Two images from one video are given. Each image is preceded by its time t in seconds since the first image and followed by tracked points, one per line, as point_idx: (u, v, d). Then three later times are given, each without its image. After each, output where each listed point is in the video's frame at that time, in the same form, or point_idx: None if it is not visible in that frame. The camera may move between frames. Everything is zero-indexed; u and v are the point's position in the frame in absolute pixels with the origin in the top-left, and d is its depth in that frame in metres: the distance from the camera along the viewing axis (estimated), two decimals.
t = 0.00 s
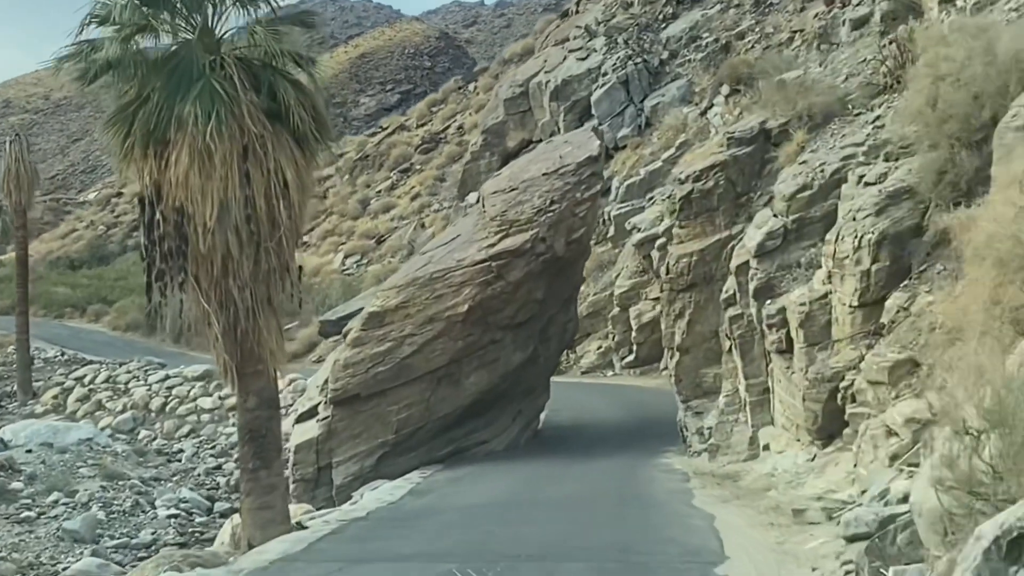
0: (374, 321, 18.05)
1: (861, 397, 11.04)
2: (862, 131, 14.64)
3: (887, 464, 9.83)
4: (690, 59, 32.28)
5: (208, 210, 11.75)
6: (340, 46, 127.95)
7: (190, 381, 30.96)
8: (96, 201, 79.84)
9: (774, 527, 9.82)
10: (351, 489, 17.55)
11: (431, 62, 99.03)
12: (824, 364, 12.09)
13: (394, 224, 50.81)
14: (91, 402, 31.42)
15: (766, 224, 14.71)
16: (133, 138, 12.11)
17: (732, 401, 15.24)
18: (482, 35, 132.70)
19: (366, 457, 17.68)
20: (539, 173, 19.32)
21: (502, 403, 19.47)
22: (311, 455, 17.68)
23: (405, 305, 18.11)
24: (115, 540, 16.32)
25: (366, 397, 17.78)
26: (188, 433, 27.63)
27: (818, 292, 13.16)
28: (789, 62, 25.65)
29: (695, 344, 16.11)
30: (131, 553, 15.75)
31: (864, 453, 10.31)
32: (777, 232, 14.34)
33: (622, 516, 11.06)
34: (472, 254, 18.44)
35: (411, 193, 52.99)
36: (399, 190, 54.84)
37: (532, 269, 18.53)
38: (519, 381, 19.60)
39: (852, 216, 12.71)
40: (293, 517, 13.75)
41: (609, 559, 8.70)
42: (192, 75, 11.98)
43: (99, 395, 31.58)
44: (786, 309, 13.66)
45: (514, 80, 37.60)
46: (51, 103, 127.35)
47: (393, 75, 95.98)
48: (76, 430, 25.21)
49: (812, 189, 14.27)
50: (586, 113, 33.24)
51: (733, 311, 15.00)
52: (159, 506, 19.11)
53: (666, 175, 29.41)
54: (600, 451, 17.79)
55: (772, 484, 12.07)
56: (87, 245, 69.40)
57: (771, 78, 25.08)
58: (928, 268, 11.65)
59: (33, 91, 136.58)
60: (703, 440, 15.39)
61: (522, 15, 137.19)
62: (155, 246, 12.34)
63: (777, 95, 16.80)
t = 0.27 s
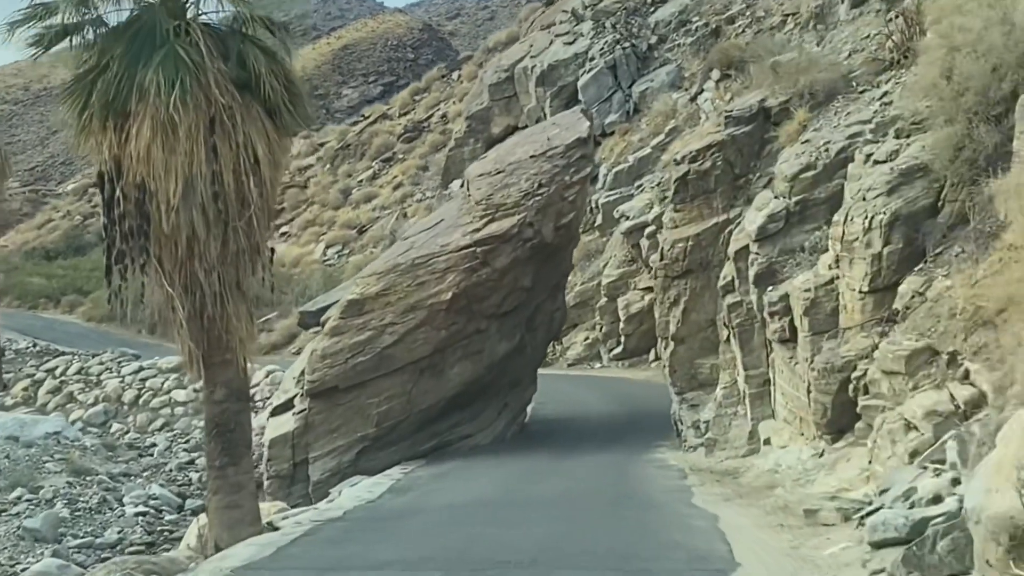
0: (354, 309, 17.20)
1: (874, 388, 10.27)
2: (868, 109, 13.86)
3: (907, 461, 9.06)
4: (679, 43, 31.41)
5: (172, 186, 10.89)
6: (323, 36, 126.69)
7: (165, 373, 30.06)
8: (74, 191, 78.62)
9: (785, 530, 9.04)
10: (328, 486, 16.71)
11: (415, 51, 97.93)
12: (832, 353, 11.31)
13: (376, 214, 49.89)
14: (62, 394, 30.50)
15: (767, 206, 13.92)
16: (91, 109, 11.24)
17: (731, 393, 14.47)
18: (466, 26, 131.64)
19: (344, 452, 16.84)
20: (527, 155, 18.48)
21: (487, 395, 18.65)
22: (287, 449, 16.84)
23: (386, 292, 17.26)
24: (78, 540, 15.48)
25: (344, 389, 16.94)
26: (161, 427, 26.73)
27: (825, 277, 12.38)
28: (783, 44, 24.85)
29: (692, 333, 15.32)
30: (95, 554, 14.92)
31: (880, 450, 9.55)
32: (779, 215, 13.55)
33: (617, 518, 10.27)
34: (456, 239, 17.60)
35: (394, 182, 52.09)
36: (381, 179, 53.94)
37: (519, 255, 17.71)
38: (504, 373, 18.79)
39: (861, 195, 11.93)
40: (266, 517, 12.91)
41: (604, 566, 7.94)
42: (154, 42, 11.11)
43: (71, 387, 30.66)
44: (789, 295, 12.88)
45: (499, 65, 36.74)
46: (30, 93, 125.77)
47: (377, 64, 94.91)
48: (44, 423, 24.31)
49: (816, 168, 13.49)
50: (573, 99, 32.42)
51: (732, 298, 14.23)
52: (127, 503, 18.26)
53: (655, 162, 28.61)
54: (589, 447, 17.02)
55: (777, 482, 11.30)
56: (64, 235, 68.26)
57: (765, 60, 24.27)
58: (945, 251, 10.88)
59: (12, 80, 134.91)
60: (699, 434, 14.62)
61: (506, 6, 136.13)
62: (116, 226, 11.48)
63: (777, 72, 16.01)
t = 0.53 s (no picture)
0: (328, 297, 16.36)
1: (889, 380, 9.50)
2: (872, 84, 13.08)
3: (930, 460, 8.28)
4: (665, 28, 30.66)
5: (129, 161, 10.02)
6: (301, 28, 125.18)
7: (136, 366, 29.09)
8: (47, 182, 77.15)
9: (796, 535, 8.26)
10: (301, 484, 15.86)
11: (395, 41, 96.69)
12: (840, 343, 10.53)
13: (355, 205, 48.94)
14: (29, 388, 29.49)
15: (765, 188, 13.14)
16: (41, 77, 10.32)
17: (728, 386, 13.70)
18: (446, 19, 130.41)
19: (318, 448, 15.99)
20: (511, 137, 17.64)
21: (468, 389, 17.83)
22: (257, 445, 15.98)
23: (362, 280, 16.41)
24: (36, 544, 14.60)
25: (319, 381, 16.09)
26: (131, 422, 25.82)
27: (830, 262, 11.61)
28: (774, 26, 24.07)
29: (685, 322, 14.59)
30: (52, 558, 14.04)
31: (898, 447, 8.78)
32: (779, 196, 12.75)
33: (611, 522, 9.49)
34: (437, 224, 16.76)
35: (373, 172, 51.16)
36: (360, 169, 52.97)
37: (502, 242, 16.88)
38: (487, 365, 17.97)
39: (869, 174, 11.15)
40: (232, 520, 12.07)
41: None
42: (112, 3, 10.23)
43: (38, 381, 29.66)
44: (791, 282, 12.10)
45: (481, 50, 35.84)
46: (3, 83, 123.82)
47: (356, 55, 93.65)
48: (7, 418, 23.34)
49: (818, 147, 12.71)
50: (556, 85, 31.59)
51: (728, 285, 13.45)
52: (91, 501, 17.37)
53: (641, 149, 27.84)
54: (576, 442, 16.23)
55: (781, 481, 10.53)
56: (36, 227, 66.92)
57: (756, 42, 23.49)
58: (962, 234, 10.12)
59: None
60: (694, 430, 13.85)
61: None
62: (68, 204, 10.58)
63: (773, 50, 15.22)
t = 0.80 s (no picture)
0: (301, 289, 15.49)
1: (907, 374, 8.71)
2: (878, 61, 12.30)
3: (959, 461, 7.47)
4: (650, 15, 29.95)
5: (77, 134, 8.86)
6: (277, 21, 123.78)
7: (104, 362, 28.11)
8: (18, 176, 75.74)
9: (813, 545, 7.49)
10: (272, 485, 15.01)
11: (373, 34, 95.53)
12: (851, 334, 9.75)
13: (332, 199, 47.98)
14: None
15: (765, 171, 12.35)
16: None
17: (724, 382, 12.93)
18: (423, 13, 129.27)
19: (289, 448, 15.13)
20: (493, 120, 16.82)
21: (448, 385, 16.99)
22: (225, 445, 15.13)
23: (337, 270, 15.55)
24: None
25: (290, 377, 15.23)
26: (98, 420, 24.86)
27: (836, 249, 10.84)
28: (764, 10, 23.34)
29: (678, 314, 13.89)
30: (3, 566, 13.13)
31: (920, 447, 8.01)
32: (779, 179, 11.96)
33: (604, 531, 8.76)
34: (416, 211, 15.92)
35: (352, 165, 50.22)
36: (338, 162, 52.01)
37: (484, 230, 16.06)
38: (468, 360, 17.16)
39: (879, 153, 10.37)
40: (194, 527, 11.21)
41: None
42: None
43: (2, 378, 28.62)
44: (794, 270, 11.31)
45: (461, 38, 34.98)
46: None
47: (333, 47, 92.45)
48: None
49: (822, 127, 11.93)
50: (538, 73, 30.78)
51: (725, 275, 12.67)
52: (49, 503, 16.46)
53: (626, 139, 27.06)
54: (562, 441, 15.44)
55: (787, 484, 9.76)
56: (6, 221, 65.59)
57: (745, 27, 22.74)
58: (983, 216, 9.36)
59: None
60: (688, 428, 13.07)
61: None
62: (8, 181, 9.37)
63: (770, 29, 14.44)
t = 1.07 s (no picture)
0: (270, 280, 14.61)
1: (928, 369, 7.92)
2: (883, 36, 11.56)
3: (993, 466, 6.68)
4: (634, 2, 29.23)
5: (16, 105, 7.61)
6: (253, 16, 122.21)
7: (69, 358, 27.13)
8: None
9: (834, 559, 6.72)
10: (239, 488, 14.17)
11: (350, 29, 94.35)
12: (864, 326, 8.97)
13: (309, 192, 47.02)
14: None
15: (764, 152, 11.58)
16: None
17: (720, 378, 12.15)
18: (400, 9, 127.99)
19: (258, 449, 14.29)
20: (474, 103, 15.98)
21: (426, 383, 16.14)
22: (190, 445, 14.27)
23: (308, 260, 14.67)
24: None
25: (259, 373, 14.37)
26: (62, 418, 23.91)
27: (844, 235, 10.09)
28: None
29: (670, 307, 13.01)
30: None
31: (948, 448, 7.23)
32: (780, 161, 11.19)
33: (590, 535, 8.22)
34: (392, 198, 15.07)
35: (329, 159, 49.27)
36: (315, 156, 51.04)
37: (464, 219, 15.23)
38: (447, 356, 16.33)
39: (891, 130, 9.61)
40: (149, 536, 10.34)
41: None
42: None
43: None
44: (798, 258, 10.54)
45: (440, 27, 34.13)
46: None
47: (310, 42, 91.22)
48: None
49: (826, 105, 11.19)
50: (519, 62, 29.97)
51: (721, 263, 11.87)
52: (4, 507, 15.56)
53: (610, 128, 26.29)
54: (546, 441, 14.66)
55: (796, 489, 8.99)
56: None
57: (735, 12, 22.00)
58: (1008, 197, 8.59)
59: None
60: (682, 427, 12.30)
61: None
62: None
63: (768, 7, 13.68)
